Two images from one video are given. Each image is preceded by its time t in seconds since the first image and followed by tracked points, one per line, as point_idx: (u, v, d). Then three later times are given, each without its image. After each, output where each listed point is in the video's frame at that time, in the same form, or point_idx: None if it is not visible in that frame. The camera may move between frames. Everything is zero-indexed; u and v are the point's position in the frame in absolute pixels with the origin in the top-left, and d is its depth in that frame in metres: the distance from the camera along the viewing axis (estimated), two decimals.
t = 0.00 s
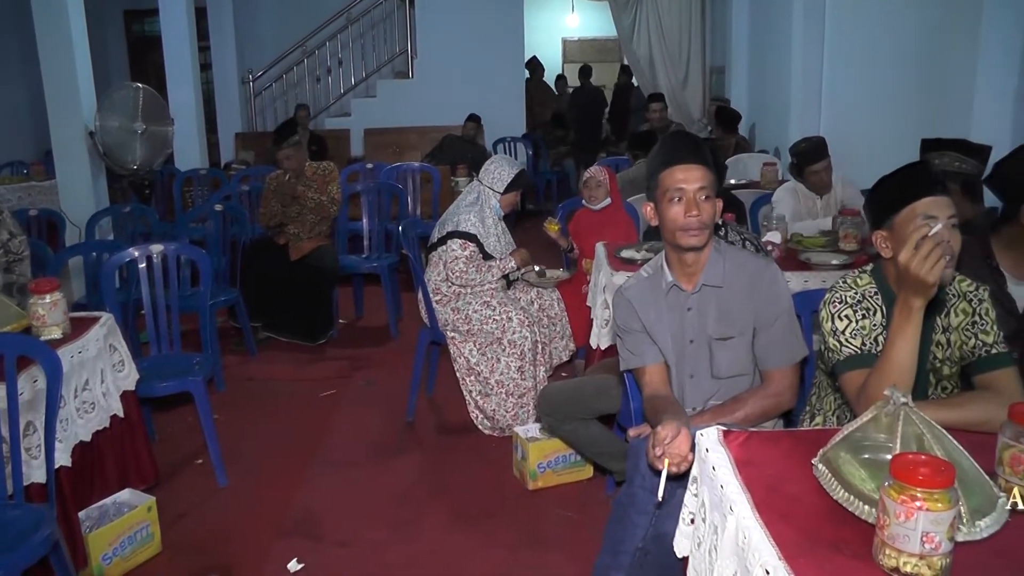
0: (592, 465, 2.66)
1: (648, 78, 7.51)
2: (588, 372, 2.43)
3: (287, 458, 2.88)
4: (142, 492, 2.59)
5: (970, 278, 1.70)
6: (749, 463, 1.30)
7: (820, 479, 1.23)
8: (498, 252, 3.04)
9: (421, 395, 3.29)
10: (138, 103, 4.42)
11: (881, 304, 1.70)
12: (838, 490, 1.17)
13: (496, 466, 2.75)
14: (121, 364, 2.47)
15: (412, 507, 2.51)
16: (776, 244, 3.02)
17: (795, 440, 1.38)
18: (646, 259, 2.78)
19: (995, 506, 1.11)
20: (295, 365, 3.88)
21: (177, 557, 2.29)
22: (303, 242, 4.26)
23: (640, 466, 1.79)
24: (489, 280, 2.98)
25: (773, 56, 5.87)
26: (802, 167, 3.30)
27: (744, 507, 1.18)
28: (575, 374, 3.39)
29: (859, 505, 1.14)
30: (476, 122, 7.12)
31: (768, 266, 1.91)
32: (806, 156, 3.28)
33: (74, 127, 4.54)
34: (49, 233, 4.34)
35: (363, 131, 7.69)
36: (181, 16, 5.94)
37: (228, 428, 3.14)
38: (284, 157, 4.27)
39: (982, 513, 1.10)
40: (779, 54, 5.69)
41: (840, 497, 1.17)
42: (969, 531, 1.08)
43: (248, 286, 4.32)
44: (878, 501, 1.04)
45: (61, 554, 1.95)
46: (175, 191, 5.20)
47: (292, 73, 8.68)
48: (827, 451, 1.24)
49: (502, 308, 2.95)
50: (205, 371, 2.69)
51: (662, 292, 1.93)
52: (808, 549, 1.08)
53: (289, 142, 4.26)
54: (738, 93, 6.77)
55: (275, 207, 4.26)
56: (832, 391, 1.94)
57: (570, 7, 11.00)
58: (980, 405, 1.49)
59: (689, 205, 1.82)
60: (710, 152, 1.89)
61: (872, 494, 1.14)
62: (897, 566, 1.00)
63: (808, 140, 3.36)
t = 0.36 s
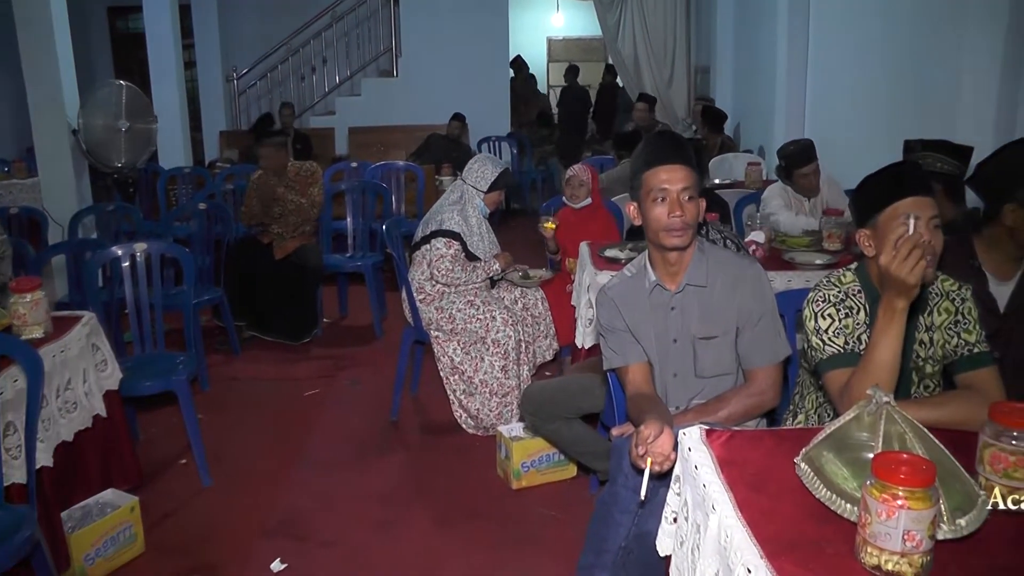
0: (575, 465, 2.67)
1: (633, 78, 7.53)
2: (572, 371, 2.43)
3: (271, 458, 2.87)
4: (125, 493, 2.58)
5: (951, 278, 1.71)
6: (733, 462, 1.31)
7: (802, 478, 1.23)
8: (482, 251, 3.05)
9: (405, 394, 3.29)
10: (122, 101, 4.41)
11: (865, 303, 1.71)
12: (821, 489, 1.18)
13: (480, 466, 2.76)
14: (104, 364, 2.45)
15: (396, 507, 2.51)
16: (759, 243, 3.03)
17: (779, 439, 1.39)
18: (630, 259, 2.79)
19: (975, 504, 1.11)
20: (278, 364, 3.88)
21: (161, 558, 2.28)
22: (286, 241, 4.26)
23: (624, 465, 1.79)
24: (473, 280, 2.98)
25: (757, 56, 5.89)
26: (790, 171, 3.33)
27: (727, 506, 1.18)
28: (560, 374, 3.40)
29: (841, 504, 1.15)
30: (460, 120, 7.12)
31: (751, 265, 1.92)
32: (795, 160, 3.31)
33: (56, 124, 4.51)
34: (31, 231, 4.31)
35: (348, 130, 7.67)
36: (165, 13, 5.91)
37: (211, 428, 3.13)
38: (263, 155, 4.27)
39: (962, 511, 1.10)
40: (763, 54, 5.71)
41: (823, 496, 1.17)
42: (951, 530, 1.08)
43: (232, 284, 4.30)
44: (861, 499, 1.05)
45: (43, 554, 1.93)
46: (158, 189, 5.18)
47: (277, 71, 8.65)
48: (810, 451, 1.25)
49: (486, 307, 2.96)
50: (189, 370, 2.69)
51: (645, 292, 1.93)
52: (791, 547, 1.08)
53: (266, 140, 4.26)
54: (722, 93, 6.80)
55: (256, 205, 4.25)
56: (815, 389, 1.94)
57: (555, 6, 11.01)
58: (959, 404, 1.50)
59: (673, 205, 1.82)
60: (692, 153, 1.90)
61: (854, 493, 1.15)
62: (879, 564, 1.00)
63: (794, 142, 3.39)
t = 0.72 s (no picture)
0: (560, 462, 2.68)
1: (620, 76, 7.54)
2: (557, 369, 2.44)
3: (256, 455, 2.87)
4: (109, 491, 2.57)
5: (933, 277, 1.73)
6: (716, 459, 1.31)
7: (786, 475, 1.24)
8: (466, 249, 3.04)
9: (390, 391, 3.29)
10: (106, 97, 4.39)
11: (847, 301, 1.72)
12: (804, 486, 1.18)
13: (465, 463, 2.76)
14: (87, 361, 2.44)
15: (380, 504, 2.51)
16: (745, 242, 3.05)
17: (762, 437, 1.40)
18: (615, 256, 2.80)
19: (956, 500, 1.12)
20: (263, 361, 3.87)
21: (145, 556, 2.27)
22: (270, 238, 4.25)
23: (608, 462, 1.79)
24: (458, 278, 2.99)
25: (742, 56, 5.94)
26: (779, 171, 3.35)
27: (710, 503, 1.19)
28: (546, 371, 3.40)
29: (824, 501, 1.15)
30: (447, 117, 7.12)
31: (734, 263, 1.93)
32: (783, 160, 3.34)
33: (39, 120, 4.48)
34: (14, 228, 4.28)
35: (334, 126, 7.65)
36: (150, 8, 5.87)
37: (195, 425, 3.12)
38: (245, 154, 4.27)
39: (944, 507, 1.11)
40: (749, 52, 5.73)
41: (805, 493, 1.18)
42: (932, 526, 1.09)
43: (218, 281, 4.29)
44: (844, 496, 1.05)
45: (25, 553, 1.91)
46: (143, 185, 5.15)
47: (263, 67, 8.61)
48: (792, 449, 1.25)
49: (471, 304, 2.96)
50: (173, 367, 2.68)
51: (630, 290, 1.94)
52: (774, 545, 1.08)
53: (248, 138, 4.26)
54: (709, 91, 6.82)
55: (240, 202, 4.26)
56: (798, 387, 1.95)
57: (542, 4, 11.00)
58: (940, 402, 1.51)
59: (658, 203, 1.83)
60: (676, 151, 1.91)
61: (837, 490, 1.15)
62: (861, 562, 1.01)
63: (783, 143, 3.42)
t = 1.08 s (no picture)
0: (543, 460, 2.69)
1: (606, 74, 7.56)
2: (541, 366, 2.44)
3: (239, 453, 2.86)
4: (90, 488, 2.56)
5: (915, 276, 1.75)
6: (698, 456, 1.33)
7: (768, 472, 1.25)
8: (450, 246, 3.04)
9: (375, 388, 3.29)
10: (89, 91, 4.36)
11: (830, 300, 1.73)
12: (786, 484, 1.19)
13: (449, 461, 2.77)
14: (69, 358, 2.43)
15: (365, 502, 2.51)
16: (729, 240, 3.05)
17: (744, 434, 1.41)
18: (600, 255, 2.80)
19: (936, 497, 1.13)
20: (247, 358, 3.86)
21: (128, 554, 2.26)
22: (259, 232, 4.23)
23: (591, 460, 1.78)
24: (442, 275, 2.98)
25: (727, 56, 5.98)
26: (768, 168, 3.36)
27: (692, 500, 1.19)
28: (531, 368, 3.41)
29: (805, 498, 1.16)
30: (432, 114, 7.12)
31: (717, 261, 1.94)
32: (772, 158, 3.34)
33: (22, 114, 4.44)
34: None
35: (320, 123, 7.63)
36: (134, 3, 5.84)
37: (178, 423, 3.11)
38: (234, 147, 4.20)
39: (924, 504, 1.12)
40: (734, 52, 5.76)
41: (787, 490, 1.19)
42: (912, 523, 1.10)
43: (201, 277, 4.26)
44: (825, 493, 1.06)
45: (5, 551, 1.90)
46: (127, 181, 5.13)
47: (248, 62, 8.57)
48: (774, 446, 1.27)
49: (455, 301, 2.97)
50: (156, 364, 2.66)
51: (613, 288, 1.95)
52: (756, 542, 1.09)
53: (238, 131, 4.18)
54: (694, 90, 6.85)
55: (227, 197, 4.26)
56: (781, 385, 1.96)
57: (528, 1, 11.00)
58: (920, 400, 1.53)
59: (640, 203, 1.83)
60: (657, 150, 1.91)
61: (818, 487, 1.16)
62: (841, 558, 1.02)
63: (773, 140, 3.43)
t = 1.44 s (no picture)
0: (528, 458, 2.70)
1: (593, 74, 7.58)
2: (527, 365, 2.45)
3: (226, 452, 2.86)
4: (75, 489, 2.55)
5: (900, 274, 1.76)
6: (683, 454, 1.34)
7: (752, 470, 1.26)
8: (437, 246, 3.04)
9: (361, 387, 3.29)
10: (74, 88, 4.37)
11: (815, 299, 1.74)
12: (770, 481, 1.20)
13: (435, 460, 2.77)
14: (54, 357, 2.41)
15: (352, 502, 2.51)
16: (716, 238, 3.07)
17: (729, 432, 1.42)
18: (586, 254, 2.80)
19: (919, 494, 1.14)
20: (233, 358, 3.85)
21: (113, 555, 2.26)
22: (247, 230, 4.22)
23: (576, 458, 1.79)
24: (428, 274, 2.99)
25: (713, 57, 6.03)
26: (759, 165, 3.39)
27: (676, 498, 1.20)
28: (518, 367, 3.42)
29: (790, 495, 1.17)
30: (419, 113, 7.18)
31: (700, 260, 1.95)
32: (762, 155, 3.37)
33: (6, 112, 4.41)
34: None
35: (307, 122, 7.61)
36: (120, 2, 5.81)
37: (164, 423, 3.10)
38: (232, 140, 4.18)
39: (908, 501, 1.13)
40: (719, 53, 5.80)
41: (771, 487, 1.20)
42: (896, 519, 1.11)
43: (188, 276, 4.24)
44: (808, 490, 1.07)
45: None
46: (113, 180, 5.10)
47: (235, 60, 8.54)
48: (759, 444, 1.28)
49: (441, 300, 2.98)
50: (141, 364, 2.66)
51: (596, 288, 1.96)
52: (739, 540, 1.10)
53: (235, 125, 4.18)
54: (680, 90, 6.87)
55: (214, 195, 4.25)
56: (765, 384, 1.97)
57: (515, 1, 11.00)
58: (902, 398, 1.54)
59: (621, 205, 1.84)
60: (637, 151, 1.92)
61: (801, 484, 1.17)
62: (825, 555, 1.03)
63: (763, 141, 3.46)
